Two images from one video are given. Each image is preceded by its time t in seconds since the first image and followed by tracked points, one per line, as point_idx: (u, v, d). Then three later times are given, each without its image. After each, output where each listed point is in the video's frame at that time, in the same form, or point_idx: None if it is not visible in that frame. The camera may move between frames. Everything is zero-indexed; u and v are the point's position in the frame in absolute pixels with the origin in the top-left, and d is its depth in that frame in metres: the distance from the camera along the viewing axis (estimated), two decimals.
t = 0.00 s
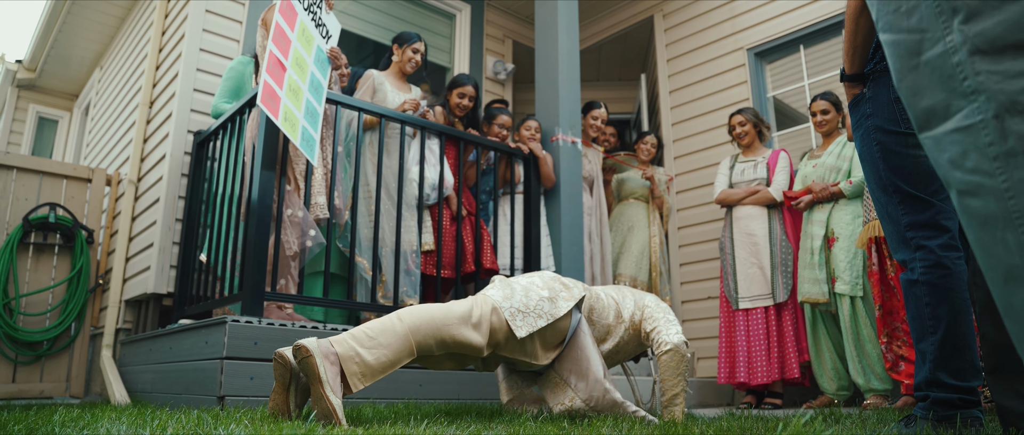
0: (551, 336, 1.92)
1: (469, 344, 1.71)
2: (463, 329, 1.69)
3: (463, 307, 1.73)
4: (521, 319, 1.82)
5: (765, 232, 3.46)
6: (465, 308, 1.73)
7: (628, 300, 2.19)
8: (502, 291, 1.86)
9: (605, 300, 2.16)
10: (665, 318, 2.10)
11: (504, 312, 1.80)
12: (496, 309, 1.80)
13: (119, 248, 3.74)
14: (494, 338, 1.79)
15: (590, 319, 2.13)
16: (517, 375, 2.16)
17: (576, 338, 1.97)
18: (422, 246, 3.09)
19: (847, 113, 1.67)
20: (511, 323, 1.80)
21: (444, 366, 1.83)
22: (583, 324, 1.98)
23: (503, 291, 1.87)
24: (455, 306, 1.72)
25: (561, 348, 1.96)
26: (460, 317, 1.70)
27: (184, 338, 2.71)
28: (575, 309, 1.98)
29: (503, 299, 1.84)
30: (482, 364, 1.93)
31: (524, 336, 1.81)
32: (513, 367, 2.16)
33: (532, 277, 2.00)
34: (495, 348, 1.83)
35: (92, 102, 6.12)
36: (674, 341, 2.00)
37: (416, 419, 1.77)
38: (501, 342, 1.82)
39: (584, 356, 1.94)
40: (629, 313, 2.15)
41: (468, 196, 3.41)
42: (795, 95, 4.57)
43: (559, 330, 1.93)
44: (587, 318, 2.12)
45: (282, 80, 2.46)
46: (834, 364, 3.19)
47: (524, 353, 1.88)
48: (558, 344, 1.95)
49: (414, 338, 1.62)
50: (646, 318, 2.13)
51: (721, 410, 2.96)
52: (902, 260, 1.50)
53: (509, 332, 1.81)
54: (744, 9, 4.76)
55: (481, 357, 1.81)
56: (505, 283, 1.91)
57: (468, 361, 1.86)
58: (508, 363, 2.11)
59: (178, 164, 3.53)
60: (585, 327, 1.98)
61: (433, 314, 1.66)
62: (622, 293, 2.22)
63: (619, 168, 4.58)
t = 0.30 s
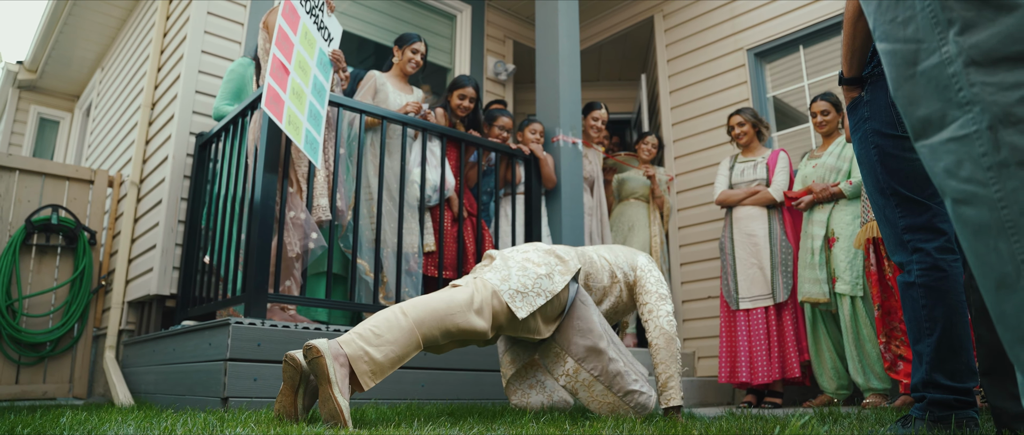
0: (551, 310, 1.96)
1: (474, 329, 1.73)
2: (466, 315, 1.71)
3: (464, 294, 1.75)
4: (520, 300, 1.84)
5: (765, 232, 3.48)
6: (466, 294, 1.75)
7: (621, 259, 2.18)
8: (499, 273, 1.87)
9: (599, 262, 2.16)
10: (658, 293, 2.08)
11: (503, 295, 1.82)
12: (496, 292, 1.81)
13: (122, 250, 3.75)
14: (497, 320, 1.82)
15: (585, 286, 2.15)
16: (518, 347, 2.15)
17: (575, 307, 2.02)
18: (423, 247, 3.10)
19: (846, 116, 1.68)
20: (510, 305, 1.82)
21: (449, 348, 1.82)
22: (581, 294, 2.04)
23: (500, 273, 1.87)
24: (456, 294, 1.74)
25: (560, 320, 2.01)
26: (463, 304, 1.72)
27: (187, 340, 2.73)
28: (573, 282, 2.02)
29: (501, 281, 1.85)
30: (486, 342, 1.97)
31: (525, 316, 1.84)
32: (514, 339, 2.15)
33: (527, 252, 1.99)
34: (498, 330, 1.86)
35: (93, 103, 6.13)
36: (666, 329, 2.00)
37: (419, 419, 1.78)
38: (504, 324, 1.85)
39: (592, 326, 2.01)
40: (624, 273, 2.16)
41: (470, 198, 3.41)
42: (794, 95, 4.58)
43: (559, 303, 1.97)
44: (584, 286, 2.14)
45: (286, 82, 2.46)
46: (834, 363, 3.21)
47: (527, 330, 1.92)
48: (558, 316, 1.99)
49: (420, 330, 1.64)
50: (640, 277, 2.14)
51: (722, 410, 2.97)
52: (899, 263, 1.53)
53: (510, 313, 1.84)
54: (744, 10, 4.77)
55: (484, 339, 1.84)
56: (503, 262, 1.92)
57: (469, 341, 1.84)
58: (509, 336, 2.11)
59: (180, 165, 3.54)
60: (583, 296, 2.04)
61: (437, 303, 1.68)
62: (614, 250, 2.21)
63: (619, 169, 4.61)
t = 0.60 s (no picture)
0: (555, 352, 1.96)
1: (478, 354, 1.74)
2: (472, 339, 1.72)
3: (472, 319, 1.76)
4: (528, 333, 1.85)
5: (765, 232, 3.50)
6: (474, 320, 1.77)
7: (632, 320, 2.21)
8: (510, 306, 1.90)
9: (610, 320, 2.18)
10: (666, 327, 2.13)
11: (512, 325, 1.84)
12: (504, 322, 1.83)
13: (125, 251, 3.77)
14: (502, 351, 1.82)
15: (592, 337, 2.14)
16: (516, 387, 2.20)
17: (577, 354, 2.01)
18: (426, 248, 3.13)
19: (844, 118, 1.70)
20: (518, 336, 1.83)
21: (449, 377, 1.85)
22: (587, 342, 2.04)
23: (511, 305, 1.90)
24: (465, 318, 1.76)
25: (563, 364, 2.00)
26: (470, 328, 1.73)
27: (191, 340, 2.75)
28: (580, 327, 2.03)
29: (511, 312, 1.87)
30: (487, 376, 1.97)
31: (530, 349, 1.85)
32: (514, 379, 2.20)
33: (541, 292, 2.03)
34: (502, 361, 1.86)
35: (95, 103, 6.15)
36: (677, 343, 2.02)
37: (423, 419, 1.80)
38: (507, 355, 1.85)
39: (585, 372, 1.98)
40: (633, 332, 2.16)
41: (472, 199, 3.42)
42: (794, 95, 4.60)
43: (563, 346, 1.97)
44: (590, 336, 2.14)
45: (291, 87, 2.50)
46: (833, 362, 3.23)
47: (529, 367, 1.92)
48: (561, 360, 1.99)
49: (424, 345, 1.66)
50: (649, 335, 2.13)
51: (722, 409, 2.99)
52: (897, 262, 1.55)
53: (516, 344, 1.84)
54: (743, 10, 4.79)
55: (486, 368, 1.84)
56: (514, 297, 1.94)
57: (472, 372, 1.88)
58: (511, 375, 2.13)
59: (184, 167, 3.56)
60: (588, 345, 2.03)
61: (444, 323, 1.70)
62: (626, 315, 2.24)
63: (619, 169, 4.62)
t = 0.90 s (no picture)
0: (553, 342, 1.98)
1: (477, 349, 1.75)
2: (471, 334, 1.74)
3: (471, 314, 1.78)
4: (525, 326, 1.86)
5: (765, 232, 3.51)
6: (472, 315, 1.78)
7: (628, 303, 2.21)
8: (508, 299, 1.90)
9: (607, 306, 2.18)
10: (663, 319, 2.11)
11: (509, 318, 1.85)
12: (502, 315, 1.84)
13: (127, 249, 3.78)
14: (500, 345, 1.84)
15: (590, 325, 2.15)
16: (517, 380, 2.19)
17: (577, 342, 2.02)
18: (426, 247, 3.14)
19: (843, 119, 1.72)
20: (516, 329, 1.84)
21: (449, 370, 1.86)
22: (584, 332, 2.04)
23: (508, 298, 1.91)
24: (463, 313, 1.77)
25: (562, 353, 2.02)
26: (468, 323, 1.75)
27: (192, 338, 2.76)
28: (577, 317, 2.03)
29: (509, 305, 1.88)
30: (487, 368, 1.99)
31: (528, 342, 1.86)
32: (514, 370, 2.19)
33: (537, 281, 2.04)
34: (501, 353, 1.88)
35: (95, 103, 6.16)
36: (670, 341, 2.01)
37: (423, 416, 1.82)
38: (506, 347, 1.86)
39: (587, 365, 1.99)
40: (630, 317, 2.17)
41: (472, 197, 3.43)
42: (795, 96, 4.62)
43: (562, 336, 1.98)
44: (589, 324, 2.15)
45: (293, 108, 2.57)
46: (831, 362, 3.24)
47: (528, 358, 1.94)
48: (559, 349, 2.00)
49: (424, 342, 1.67)
50: (645, 319, 2.14)
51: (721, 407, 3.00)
52: (894, 262, 1.56)
53: (515, 337, 1.86)
54: (744, 11, 4.80)
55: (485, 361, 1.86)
56: (510, 290, 1.95)
57: (472, 365, 1.88)
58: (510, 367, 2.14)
59: (185, 165, 3.58)
60: (587, 334, 2.03)
61: (443, 319, 1.71)
62: (622, 297, 2.24)
63: (619, 167, 4.62)
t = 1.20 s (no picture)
0: (552, 310, 1.99)
1: (478, 328, 1.76)
2: (470, 314, 1.75)
3: (468, 295, 1.78)
4: (523, 300, 1.87)
5: (764, 232, 3.52)
6: (469, 296, 1.79)
7: (622, 259, 2.21)
8: (502, 274, 1.91)
9: (600, 264, 2.19)
10: (655, 294, 2.09)
11: (506, 295, 1.85)
12: (498, 293, 1.85)
13: (127, 249, 3.79)
14: (500, 319, 1.85)
15: (587, 286, 2.19)
16: (521, 348, 2.21)
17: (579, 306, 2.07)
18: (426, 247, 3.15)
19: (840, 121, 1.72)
20: (514, 305, 1.85)
21: (452, 350, 1.86)
22: (583, 294, 2.07)
23: (503, 273, 1.91)
24: (460, 294, 1.78)
25: (562, 319, 2.04)
26: (467, 303, 1.76)
27: (192, 338, 2.77)
28: (574, 281, 2.05)
29: (504, 281, 1.88)
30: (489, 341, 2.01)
31: (527, 315, 1.87)
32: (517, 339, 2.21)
33: (529, 251, 2.04)
34: (502, 329, 1.90)
35: (96, 103, 6.17)
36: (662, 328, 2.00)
37: (421, 416, 1.83)
38: (507, 323, 1.88)
39: (593, 327, 2.05)
40: (624, 273, 2.18)
41: (472, 197, 3.44)
42: (794, 97, 4.63)
43: (561, 303, 2.00)
44: (585, 284, 2.19)
45: (282, 101, 2.56)
46: (830, 362, 3.25)
47: (531, 329, 1.96)
48: (559, 315, 2.02)
49: (424, 330, 1.68)
50: (639, 277, 2.16)
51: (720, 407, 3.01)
52: (890, 264, 1.57)
53: (513, 312, 1.87)
54: (743, 12, 4.80)
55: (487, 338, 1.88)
56: (505, 263, 1.96)
57: (474, 341, 1.88)
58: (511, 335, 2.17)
59: (185, 165, 3.59)
60: (585, 296, 2.08)
61: (442, 305, 1.72)
62: (615, 251, 2.24)
63: (619, 169, 4.62)
